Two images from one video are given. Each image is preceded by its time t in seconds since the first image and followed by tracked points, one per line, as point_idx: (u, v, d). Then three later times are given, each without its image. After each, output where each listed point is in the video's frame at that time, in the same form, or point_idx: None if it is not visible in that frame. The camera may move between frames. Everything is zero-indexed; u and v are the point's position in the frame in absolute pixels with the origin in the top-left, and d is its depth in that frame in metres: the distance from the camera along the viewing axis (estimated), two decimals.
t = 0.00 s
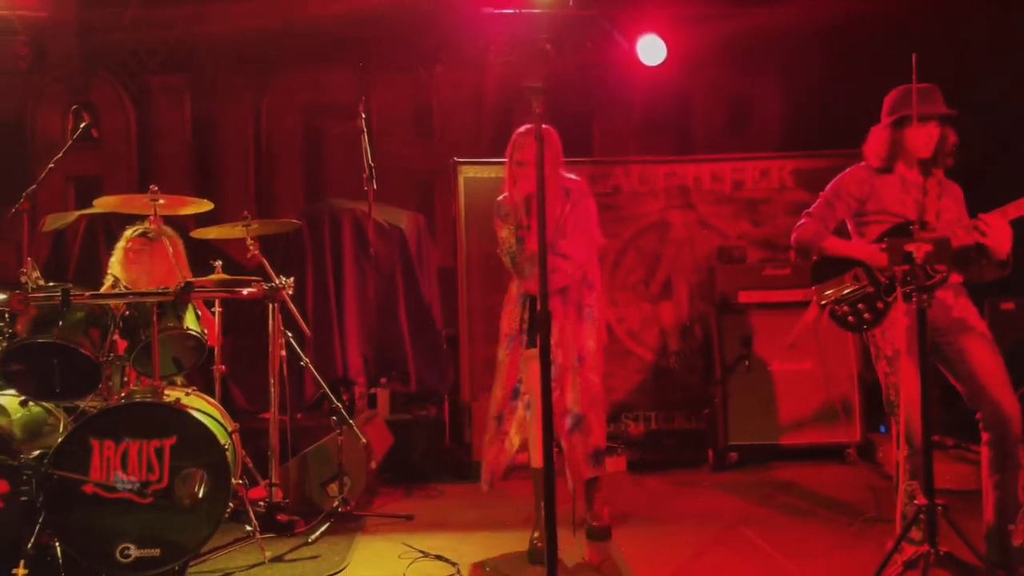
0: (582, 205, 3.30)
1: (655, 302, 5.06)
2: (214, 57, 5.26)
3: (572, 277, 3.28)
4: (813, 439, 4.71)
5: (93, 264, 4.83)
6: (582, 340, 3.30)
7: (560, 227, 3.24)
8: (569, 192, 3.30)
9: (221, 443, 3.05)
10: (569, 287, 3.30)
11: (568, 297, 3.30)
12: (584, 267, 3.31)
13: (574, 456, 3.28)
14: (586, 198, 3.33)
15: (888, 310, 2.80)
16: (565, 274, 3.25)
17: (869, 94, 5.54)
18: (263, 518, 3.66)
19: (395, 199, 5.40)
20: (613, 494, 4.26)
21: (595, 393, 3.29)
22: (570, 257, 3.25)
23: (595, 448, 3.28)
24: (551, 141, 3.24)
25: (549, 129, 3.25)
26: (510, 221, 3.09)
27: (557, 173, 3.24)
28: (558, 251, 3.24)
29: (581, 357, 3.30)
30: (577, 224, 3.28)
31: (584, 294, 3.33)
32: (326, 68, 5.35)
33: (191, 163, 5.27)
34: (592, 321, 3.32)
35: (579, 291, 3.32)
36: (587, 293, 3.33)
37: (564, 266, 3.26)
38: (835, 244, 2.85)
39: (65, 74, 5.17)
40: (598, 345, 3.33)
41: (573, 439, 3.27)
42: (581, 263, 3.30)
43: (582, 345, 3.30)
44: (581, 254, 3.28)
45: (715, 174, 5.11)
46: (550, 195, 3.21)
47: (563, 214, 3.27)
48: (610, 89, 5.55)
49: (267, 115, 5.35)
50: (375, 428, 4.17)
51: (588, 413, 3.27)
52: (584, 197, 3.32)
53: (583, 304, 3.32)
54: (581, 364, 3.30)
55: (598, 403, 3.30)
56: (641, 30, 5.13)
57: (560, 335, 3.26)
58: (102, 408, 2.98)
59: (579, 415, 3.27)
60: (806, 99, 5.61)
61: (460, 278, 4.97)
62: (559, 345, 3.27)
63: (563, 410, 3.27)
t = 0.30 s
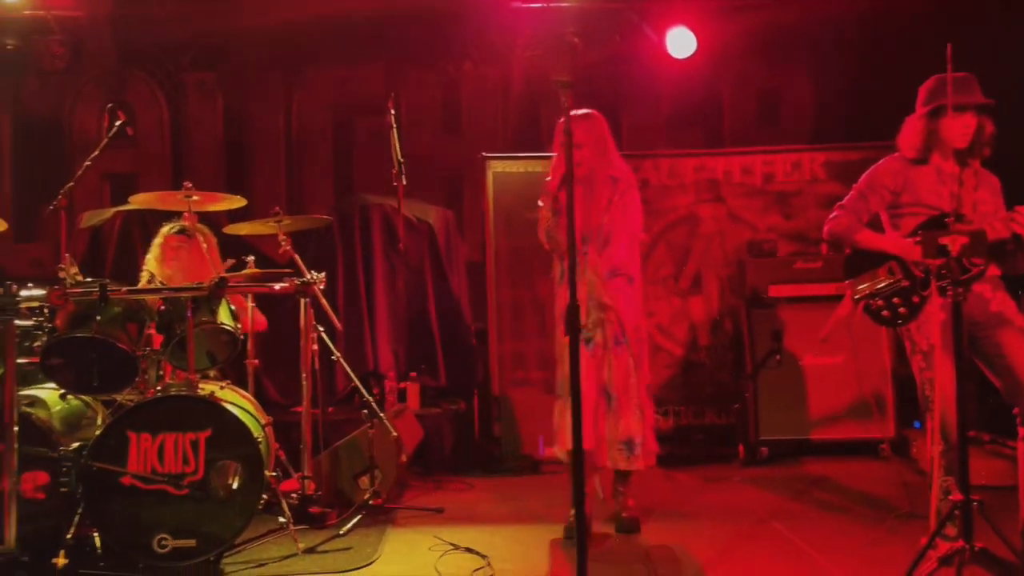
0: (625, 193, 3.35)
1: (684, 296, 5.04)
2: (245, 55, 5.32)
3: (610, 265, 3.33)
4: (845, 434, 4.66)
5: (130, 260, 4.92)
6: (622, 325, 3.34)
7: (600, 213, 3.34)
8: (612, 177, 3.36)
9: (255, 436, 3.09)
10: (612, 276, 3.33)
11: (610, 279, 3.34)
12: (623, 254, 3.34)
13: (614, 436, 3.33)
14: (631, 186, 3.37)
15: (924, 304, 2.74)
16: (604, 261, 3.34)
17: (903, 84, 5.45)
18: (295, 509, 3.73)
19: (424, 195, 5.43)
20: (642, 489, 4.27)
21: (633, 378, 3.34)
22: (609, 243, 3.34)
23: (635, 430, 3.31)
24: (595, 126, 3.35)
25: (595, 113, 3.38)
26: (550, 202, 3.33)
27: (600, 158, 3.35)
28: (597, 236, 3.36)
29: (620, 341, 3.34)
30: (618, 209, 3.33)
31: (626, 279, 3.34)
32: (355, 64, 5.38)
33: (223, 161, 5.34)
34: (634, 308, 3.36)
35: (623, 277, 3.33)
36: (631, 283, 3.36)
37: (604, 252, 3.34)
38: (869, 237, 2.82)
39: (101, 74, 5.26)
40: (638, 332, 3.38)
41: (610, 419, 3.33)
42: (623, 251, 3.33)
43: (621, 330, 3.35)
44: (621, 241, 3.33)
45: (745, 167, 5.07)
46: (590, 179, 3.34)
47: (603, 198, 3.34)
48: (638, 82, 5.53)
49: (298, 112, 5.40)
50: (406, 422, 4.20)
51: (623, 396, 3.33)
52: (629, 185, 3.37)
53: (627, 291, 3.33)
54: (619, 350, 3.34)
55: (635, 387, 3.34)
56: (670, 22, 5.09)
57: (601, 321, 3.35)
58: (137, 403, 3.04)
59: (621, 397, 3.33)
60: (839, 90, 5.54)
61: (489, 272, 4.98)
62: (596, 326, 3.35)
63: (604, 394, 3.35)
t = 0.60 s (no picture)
0: (654, 197, 3.37)
1: (715, 290, 5.01)
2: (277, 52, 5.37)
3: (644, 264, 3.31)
4: (879, 429, 4.61)
5: (165, 255, 5.00)
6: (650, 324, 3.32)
7: (630, 211, 3.32)
8: (638, 172, 3.36)
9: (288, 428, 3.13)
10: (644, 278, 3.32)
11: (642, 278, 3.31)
12: (650, 255, 3.33)
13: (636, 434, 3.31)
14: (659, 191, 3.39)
15: (959, 297, 2.70)
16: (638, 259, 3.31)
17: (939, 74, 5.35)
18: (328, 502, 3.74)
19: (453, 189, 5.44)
20: (673, 483, 4.25)
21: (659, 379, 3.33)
22: (636, 240, 3.32)
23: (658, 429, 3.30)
24: (628, 125, 3.37)
25: (626, 113, 3.40)
26: (582, 193, 3.28)
27: (632, 157, 3.35)
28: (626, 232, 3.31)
29: (650, 343, 3.32)
30: (641, 204, 3.33)
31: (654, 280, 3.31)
32: (386, 61, 5.42)
33: (255, 156, 5.40)
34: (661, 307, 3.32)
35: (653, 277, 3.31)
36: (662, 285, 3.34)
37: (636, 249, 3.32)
38: (902, 230, 2.81)
39: (137, 71, 5.36)
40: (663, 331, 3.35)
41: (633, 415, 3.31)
42: (652, 251, 3.33)
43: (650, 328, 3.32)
44: (651, 241, 3.33)
45: (777, 159, 5.02)
46: (616, 173, 3.33)
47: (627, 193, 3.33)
48: (668, 75, 5.49)
49: (328, 108, 5.44)
50: (436, 416, 4.22)
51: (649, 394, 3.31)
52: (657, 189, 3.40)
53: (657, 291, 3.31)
54: (649, 350, 3.32)
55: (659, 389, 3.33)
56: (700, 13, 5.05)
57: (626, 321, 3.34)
58: (171, 397, 3.08)
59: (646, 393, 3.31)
60: (873, 81, 5.46)
61: (519, 267, 4.99)
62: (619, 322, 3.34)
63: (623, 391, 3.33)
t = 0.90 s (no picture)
0: (652, 183, 3.40)
1: (754, 283, 4.95)
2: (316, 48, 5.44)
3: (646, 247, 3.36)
4: (922, 424, 4.52)
5: (208, 250, 5.09)
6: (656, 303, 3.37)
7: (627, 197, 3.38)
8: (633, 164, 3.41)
9: (327, 420, 3.16)
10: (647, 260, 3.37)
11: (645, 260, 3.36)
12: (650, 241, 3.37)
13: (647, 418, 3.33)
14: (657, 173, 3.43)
15: (1007, 290, 2.65)
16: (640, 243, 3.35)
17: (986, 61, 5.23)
18: (367, 493, 3.81)
19: (490, 183, 5.44)
20: (711, 478, 4.22)
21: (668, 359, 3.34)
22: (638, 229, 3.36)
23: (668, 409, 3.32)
24: (619, 119, 3.40)
25: (616, 106, 3.45)
26: (577, 191, 3.40)
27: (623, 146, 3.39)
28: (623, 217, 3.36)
29: (659, 322, 3.35)
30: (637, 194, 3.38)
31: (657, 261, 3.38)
32: (422, 55, 5.44)
33: (294, 151, 5.46)
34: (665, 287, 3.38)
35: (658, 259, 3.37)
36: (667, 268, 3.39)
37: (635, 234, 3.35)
38: (946, 221, 2.76)
39: (179, 69, 5.46)
40: (671, 310, 3.38)
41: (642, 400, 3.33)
42: (657, 237, 3.37)
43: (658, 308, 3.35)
44: (654, 229, 3.36)
45: (818, 150, 4.94)
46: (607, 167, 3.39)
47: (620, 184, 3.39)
48: (706, 66, 5.43)
49: (366, 103, 5.48)
50: (473, 409, 4.23)
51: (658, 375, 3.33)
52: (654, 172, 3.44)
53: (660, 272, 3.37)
54: (659, 330, 3.35)
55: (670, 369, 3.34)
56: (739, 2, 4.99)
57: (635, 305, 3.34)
58: (213, 388, 3.14)
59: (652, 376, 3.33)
60: (917, 69, 5.35)
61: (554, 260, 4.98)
62: (623, 304, 3.34)
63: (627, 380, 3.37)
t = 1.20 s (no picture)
0: (656, 173, 3.28)
1: (802, 274, 4.87)
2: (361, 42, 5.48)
3: (641, 241, 3.25)
4: (976, 419, 4.41)
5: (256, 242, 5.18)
6: (637, 302, 3.20)
7: (626, 190, 3.30)
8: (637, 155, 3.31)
9: (372, 410, 3.19)
10: (637, 256, 3.24)
11: (636, 254, 3.24)
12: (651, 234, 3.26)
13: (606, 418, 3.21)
14: (665, 164, 3.29)
15: None
16: (635, 236, 3.25)
17: None
18: (411, 483, 3.83)
19: (533, 174, 5.43)
20: (756, 471, 4.17)
21: (636, 359, 3.19)
22: (637, 222, 3.27)
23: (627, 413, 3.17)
24: (621, 111, 3.32)
25: (619, 96, 3.33)
26: (577, 185, 3.37)
27: (625, 138, 3.31)
28: (622, 212, 3.29)
29: (635, 321, 3.20)
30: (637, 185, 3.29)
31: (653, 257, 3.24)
32: (464, 46, 5.44)
33: (339, 144, 5.51)
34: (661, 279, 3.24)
35: (652, 254, 3.24)
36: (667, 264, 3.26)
37: (628, 228, 3.27)
38: (1010, 210, 3.04)
39: (227, 64, 5.54)
40: (658, 309, 3.21)
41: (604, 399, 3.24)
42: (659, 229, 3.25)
43: (639, 304, 3.20)
44: (654, 220, 3.25)
45: (868, 138, 4.83)
46: (608, 160, 3.32)
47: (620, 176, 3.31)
48: (753, 54, 5.35)
49: (409, 95, 5.49)
50: (517, 400, 4.23)
51: (619, 374, 3.18)
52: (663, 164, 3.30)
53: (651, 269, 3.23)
54: (636, 329, 3.20)
55: (637, 370, 3.19)
56: None
57: (616, 299, 3.23)
58: (262, 378, 3.19)
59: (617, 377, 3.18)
60: (972, 54, 5.21)
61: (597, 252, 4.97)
62: (607, 297, 3.23)
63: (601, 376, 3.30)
